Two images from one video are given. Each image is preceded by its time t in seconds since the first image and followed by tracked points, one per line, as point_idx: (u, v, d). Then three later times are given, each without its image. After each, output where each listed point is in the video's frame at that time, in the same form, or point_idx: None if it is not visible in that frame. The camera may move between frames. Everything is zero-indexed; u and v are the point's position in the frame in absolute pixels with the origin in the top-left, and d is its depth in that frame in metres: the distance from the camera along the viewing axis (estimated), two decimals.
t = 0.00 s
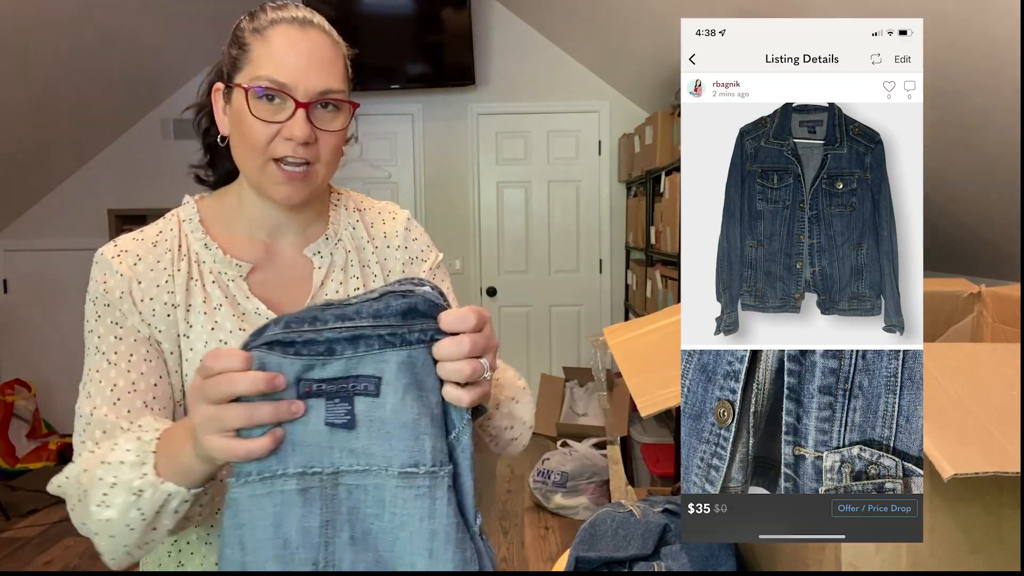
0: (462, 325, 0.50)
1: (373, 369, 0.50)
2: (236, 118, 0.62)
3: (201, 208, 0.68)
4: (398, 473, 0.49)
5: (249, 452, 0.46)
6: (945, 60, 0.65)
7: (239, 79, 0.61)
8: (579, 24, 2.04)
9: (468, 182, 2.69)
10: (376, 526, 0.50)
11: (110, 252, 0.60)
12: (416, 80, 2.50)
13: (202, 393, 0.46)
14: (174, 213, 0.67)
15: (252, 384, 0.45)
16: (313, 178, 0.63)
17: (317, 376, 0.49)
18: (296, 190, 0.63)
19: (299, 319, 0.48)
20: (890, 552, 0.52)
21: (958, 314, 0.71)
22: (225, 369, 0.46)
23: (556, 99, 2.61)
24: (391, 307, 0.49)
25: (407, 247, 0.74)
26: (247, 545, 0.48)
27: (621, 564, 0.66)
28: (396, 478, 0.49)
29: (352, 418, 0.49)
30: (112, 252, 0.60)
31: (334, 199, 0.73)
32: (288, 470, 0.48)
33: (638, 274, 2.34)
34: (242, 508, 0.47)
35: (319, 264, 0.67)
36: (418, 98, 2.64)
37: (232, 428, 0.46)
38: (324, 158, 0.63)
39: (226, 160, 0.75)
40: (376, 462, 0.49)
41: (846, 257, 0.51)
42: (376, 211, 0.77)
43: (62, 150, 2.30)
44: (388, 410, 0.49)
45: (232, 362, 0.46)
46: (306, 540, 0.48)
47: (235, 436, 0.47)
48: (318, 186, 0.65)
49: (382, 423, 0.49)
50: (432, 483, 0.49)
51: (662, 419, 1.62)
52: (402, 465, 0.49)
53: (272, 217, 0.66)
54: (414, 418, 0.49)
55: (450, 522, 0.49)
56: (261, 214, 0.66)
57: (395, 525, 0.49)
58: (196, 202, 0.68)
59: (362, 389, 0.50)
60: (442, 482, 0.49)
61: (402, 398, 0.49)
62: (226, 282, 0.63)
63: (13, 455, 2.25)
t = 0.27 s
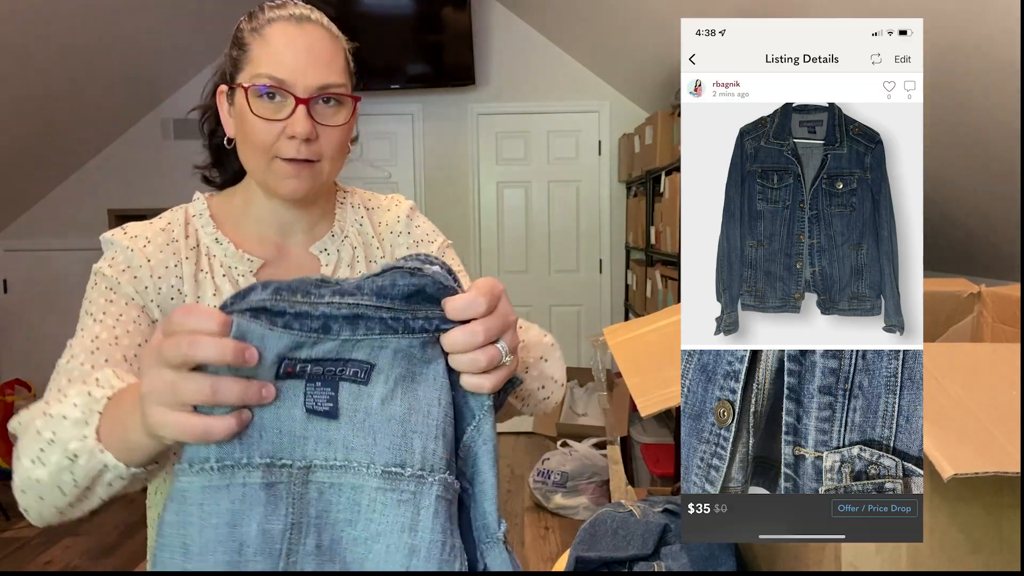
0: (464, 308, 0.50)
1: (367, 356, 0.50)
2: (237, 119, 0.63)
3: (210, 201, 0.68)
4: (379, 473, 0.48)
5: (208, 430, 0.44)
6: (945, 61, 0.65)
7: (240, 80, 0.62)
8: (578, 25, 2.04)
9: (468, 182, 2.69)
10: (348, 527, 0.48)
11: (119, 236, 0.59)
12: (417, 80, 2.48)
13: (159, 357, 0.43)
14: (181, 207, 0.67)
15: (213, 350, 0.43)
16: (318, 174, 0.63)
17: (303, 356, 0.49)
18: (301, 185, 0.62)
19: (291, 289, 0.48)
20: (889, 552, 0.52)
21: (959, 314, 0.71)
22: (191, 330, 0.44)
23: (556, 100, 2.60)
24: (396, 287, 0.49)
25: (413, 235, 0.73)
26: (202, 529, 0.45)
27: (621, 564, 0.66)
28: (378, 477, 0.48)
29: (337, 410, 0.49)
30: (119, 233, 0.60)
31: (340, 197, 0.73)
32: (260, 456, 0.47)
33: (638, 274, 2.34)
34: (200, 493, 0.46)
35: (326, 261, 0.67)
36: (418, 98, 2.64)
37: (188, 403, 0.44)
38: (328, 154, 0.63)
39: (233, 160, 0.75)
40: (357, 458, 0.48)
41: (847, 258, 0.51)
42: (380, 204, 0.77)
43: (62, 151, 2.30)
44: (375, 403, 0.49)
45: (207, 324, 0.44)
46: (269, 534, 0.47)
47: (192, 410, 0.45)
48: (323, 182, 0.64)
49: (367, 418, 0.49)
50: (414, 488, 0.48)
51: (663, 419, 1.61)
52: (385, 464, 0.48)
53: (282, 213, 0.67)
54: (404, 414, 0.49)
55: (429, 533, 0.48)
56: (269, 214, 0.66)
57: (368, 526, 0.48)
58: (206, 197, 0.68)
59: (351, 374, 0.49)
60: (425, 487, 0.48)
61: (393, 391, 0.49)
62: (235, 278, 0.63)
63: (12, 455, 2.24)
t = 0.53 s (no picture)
0: (476, 267, 0.50)
1: (367, 305, 0.48)
2: (246, 110, 0.63)
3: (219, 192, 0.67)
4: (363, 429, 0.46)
5: (170, 349, 0.42)
6: (945, 62, 0.65)
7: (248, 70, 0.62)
8: (578, 26, 2.04)
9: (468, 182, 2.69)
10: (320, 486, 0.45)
11: (130, 216, 0.59)
12: (417, 80, 2.53)
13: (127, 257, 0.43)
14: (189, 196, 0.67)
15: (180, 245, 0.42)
16: (328, 162, 0.63)
17: (298, 287, 0.46)
18: (310, 173, 0.62)
19: (291, 217, 0.46)
20: (889, 552, 0.52)
21: (959, 314, 0.71)
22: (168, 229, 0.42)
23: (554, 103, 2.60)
24: (406, 235, 0.48)
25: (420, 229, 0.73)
26: (149, 466, 0.41)
27: (621, 563, 0.67)
28: (368, 434, 0.46)
29: (327, 358, 0.46)
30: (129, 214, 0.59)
31: (348, 191, 0.73)
32: (233, 394, 0.44)
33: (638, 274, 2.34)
34: (160, 424, 0.42)
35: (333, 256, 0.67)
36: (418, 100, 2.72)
37: (153, 312, 0.42)
38: (337, 144, 0.63)
39: (242, 153, 0.75)
40: (344, 412, 0.46)
41: (847, 257, 0.51)
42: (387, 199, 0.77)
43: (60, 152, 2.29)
44: (372, 356, 0.47)
45: (192, 226, 0.43)
46: (226, 481, 0.42)
47: (157, 324, 0.43)
48: (331, 171, 0.64)
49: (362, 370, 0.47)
50: (404, 451, 0.46)
51: (663, 419, 1.61)
52: (378, 420, 0.46)
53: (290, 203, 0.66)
54: (404, 371, 0.48)
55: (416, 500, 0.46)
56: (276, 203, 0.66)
57: (345, 484, 0.45)
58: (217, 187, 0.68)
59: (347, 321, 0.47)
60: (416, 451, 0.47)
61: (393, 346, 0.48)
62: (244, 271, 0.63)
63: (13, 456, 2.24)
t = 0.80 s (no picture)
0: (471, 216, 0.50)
1: (363, 259, 0.48)
2: (253, 108, 0.62)
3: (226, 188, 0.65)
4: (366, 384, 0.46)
5: (145, 309, 0.43)
6: (946, 62, 0.65)
7: (255, 67, 0.62)
8: (578, 25, 2.04)
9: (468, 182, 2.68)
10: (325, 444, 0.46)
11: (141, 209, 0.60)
12: (416, 79, 2.45)
13: (93, 216, 0.44)
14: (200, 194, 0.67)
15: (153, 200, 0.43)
16: (336, 162, 0.62)
17: (286, 242, 0.46)
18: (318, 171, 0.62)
19: (272, 169, 0.47)
20: (888, 551, 0.52)
21: (958, 314, 0.71)
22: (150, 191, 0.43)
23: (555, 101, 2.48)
24: (395, 183, 0.49)
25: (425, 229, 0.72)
26: (142, 436, 0.43)
27: (621, 564, 0.67)
28: (373, 390, 0.46)
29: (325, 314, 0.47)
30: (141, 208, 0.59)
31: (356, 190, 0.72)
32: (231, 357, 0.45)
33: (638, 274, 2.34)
34: (156, 394, 0.44)
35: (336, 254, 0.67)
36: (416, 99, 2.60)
37: (129, 271, 0.43)
38: (345, 143, 0.62)
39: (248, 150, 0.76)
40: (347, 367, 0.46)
41: (847, 257, 0.51)
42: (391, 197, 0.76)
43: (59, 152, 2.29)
44: (370, 312, 0.47)
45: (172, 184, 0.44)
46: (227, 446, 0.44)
47: (132, 286, 0.44)
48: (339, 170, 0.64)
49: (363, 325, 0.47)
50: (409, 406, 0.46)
51: (663, 419, 1.61)
52: (383, 375, 0.46)
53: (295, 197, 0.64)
54: (403, 323, 0.48)
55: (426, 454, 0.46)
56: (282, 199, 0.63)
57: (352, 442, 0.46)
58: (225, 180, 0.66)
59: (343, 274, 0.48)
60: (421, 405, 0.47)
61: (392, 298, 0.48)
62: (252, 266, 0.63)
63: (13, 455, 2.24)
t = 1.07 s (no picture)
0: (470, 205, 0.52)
1: (367, 255, 0.49)
2: (255, 111, 0.62)
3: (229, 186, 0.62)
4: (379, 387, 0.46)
5: (148, 324, 0.42)
6: (945, 62, 0.65)
7: (257, 71, 0.62)
8: (578, 26, 2.04)
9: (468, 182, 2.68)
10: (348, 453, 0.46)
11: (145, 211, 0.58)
12: (416, 79, 2.49)
13: (88, 228, 0.43)
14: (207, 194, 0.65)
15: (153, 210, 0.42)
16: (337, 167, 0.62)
17: (292, 244, 0.47)
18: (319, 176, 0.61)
19: (268, 171, 0.47)
20: (889, 551, 0.52)
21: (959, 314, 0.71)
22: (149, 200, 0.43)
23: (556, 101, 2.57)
24: (391, 177, 0.49)
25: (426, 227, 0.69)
26: (168, 460, 0.42)
27: (621, 564, 0.67)
28: (392, 395, 0.46)
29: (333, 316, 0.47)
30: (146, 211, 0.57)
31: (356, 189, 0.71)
32: (248, 371, 0.45)
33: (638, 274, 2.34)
34: (175, 417, 0.43)
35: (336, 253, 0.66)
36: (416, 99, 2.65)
37: (125, 282, 0.43)
38: (344, 150, 0.62)
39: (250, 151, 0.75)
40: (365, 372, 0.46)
41: (847, 258, 0.51)
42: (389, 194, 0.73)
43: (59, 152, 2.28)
44: (384, 309, 0.48)
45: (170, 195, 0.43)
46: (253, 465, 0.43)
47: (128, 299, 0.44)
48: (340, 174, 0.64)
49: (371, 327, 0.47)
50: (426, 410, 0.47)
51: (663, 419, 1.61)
52: (400, 379, 0.47)
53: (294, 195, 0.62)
54: (412, 326, 0.48)
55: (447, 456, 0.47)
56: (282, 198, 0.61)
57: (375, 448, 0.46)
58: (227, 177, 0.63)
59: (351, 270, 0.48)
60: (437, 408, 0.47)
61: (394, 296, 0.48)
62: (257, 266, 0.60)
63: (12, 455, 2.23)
